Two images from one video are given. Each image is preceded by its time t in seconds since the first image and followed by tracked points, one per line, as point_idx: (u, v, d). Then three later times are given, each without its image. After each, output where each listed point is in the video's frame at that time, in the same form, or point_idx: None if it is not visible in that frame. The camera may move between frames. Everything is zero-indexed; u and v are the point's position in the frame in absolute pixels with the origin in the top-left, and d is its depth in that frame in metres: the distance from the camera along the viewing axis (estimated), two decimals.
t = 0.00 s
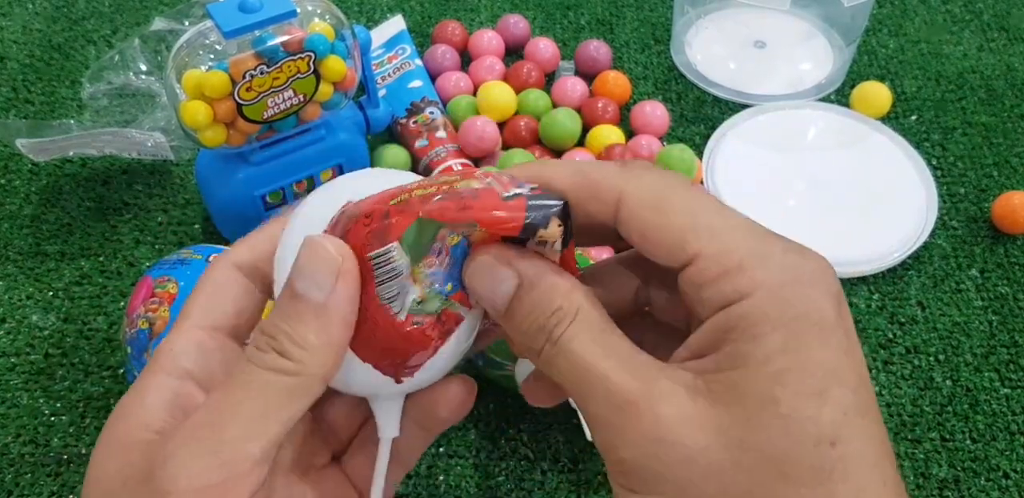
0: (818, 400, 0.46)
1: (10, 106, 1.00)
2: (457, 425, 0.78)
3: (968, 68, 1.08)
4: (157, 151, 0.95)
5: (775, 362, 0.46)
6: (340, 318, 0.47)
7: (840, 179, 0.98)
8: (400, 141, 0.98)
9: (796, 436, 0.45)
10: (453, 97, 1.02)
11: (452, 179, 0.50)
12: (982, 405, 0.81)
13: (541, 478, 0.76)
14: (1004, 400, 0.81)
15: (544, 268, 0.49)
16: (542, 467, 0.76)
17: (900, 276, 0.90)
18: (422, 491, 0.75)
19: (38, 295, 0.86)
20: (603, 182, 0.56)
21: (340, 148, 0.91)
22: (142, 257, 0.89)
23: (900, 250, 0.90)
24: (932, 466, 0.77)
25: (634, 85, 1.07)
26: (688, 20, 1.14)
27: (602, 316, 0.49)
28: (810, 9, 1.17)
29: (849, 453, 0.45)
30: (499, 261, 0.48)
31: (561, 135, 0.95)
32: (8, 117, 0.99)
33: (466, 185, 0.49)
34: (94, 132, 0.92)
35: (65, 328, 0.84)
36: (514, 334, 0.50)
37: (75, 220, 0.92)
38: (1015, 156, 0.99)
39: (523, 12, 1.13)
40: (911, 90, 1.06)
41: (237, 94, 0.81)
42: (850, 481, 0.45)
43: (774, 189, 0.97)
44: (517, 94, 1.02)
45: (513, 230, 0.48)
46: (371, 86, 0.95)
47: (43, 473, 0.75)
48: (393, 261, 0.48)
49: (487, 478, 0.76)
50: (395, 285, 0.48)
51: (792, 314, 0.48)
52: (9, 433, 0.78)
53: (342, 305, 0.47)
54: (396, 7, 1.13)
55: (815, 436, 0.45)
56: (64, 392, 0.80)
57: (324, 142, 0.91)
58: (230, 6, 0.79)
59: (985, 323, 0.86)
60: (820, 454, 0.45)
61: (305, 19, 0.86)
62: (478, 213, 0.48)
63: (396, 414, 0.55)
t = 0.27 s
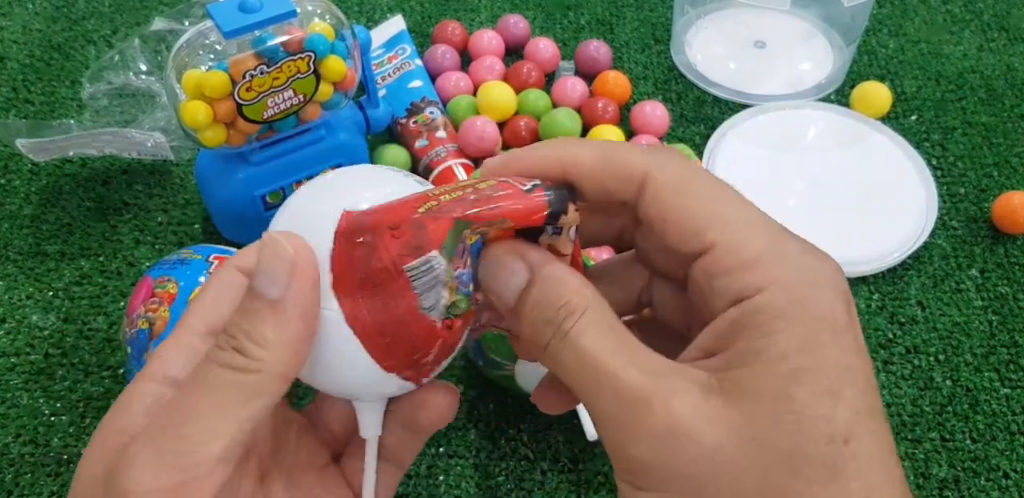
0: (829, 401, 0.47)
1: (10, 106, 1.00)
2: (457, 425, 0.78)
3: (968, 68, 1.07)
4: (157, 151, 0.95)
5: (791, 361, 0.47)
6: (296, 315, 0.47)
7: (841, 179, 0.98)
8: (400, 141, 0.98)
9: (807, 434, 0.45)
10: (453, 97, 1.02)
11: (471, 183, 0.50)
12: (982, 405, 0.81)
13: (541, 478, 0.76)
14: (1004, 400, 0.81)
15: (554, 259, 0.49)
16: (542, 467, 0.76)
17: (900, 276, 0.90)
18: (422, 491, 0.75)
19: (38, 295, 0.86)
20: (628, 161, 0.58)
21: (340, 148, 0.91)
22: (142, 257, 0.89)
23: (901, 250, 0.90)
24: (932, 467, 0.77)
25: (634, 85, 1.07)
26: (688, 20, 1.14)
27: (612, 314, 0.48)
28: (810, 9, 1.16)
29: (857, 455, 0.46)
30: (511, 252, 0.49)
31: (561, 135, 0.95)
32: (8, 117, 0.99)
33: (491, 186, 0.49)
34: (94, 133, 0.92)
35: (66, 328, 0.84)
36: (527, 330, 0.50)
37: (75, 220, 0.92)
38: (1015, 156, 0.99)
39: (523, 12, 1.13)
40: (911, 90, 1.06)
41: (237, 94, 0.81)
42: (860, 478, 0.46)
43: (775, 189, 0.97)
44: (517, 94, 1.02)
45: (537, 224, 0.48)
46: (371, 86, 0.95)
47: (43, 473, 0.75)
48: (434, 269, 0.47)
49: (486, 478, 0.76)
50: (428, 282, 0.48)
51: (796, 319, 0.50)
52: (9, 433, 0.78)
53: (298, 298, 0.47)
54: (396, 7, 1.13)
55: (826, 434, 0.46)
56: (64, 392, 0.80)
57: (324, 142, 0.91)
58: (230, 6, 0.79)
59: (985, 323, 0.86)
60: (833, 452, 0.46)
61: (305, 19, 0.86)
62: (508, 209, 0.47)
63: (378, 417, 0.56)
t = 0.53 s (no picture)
0: (887, 369, 0.45)
1: (10, 106, 1.00)
2: (457, 426, 0.78)
3: (969, 68, 1.07)
4: (158, 151, 0.96)
5: (849, 327, 0.46)
6: (209, 301, 0.49)
7: (841, 179, 0.98)
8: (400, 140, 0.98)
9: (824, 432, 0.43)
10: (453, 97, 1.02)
11: (538, 130, 0.53)
12: (982, 405, 0.81)
13: (541, 478, 0.76)
14: (1004, 400, 0.81)
15: (609, 219, 0.50)
16: (541, 467, 0.76)
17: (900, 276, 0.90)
18: (422, 491, 0.75)
19: (38, 295, 0.86)
20: (695, 124, 0.59)
21: (340, 148, 0.91)
22: (141, 257, 0.89)
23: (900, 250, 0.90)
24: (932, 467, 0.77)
25: (634, 85, 1.07)
26: (688, 20, 1.14)
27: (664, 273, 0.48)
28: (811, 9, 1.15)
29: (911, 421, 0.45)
30: (568, 208, 0.50)
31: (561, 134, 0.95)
32: (8, 116, 0.99)
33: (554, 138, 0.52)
34: (94, 132, 0.94)
35: (65, 328, 0.84)
36: (575, 283, 0.49)
37: (75, 220, 0.92)
38: (1015, 156, 0.99)
39: (523, 12, 1.13)
40: (911, 90, 1.06)
41: (236, 94, 0.81)
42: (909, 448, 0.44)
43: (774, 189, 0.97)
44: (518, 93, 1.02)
45: (600, 178, 0.51)
46: (371, 86, 0.95)
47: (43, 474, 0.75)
48: (495, 210, 0.49)
49: (486, 478, 0.76)
50: (489, 218, 0.49)
51: (854, 298, 0.48)
52: (9, 433, 0.78)
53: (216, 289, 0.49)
54: (396, 7, 1.13)
55: (881, 399, 0.44)
56: (64, 393, 0.80)
57: (324, 142, 0.90)
58: (230, 6, 0.80)
59: (985, 323, 0.86)
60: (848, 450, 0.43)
61: (305, 19, 0.86)
62: (574, 160, 0.50)
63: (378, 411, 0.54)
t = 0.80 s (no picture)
0: (868, 292, 0.47)
1: (12, 106, 1.01)
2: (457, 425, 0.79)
3: (967, 68, 1.08)
4: (160, 151, 0.96)
5: (836, 250, 0.48)
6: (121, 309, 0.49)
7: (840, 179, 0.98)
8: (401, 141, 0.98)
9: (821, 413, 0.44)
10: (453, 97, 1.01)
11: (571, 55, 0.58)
12: (979, 404, 0.81)
13: (541, 477, 0.76)
14: (1001, 399, 0.81)
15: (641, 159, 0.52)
16: (541, 466, 0.77)
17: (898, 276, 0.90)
18: (422, 490, 0.76)
19: (40, 295, 0.87)
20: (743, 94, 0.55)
21: (340, 148, 0.90)
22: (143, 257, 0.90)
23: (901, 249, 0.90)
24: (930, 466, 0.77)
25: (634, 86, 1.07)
26: (688, 21, 1.13)
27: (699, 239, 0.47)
28: (810, 10, 1.15)
29: (889, 342, 0.47)
30: (604, 148, 0.54)
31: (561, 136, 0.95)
32: (11, 117, 0.99)
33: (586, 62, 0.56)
34: (95, 132, 0.95)
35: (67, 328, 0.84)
36: (598, 215, 0.52)
37: (77, 220, 0.92)
38: (1013, 156, 1.00)
39: (523, 13, 1.14)
40: (909, 91, 1.06)
41: (237, 95, 0.81)
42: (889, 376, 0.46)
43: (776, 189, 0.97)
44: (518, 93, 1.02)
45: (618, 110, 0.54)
46: (371, 86, 0.96)
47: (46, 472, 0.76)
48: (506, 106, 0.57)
49: (486, 477, 0.76)
50: (502, 127, 0.58)
51: (846, 227, 0.49)
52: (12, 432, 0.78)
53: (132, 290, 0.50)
54: (397, 8, 1.13)
55: (858, 318, 0.46)
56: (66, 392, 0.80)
57: (324, 142, 0.90)
58: (231, 7, 0.80)
59: (983, 322, 0.87)
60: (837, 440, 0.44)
61: (306, 19, 0.86)
62: (590, 82, 0.55)
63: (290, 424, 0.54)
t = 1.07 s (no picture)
0: (742, 227, 0.49)
1: (12, 106, 1.01)
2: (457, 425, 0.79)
3: (967, 68, 1.08)
4: (160, 151, 0.96)
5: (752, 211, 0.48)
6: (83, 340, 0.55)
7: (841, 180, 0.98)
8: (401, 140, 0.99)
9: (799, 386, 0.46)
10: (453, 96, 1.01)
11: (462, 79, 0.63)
12: (979, 404, 0.81)
13: (541, 477, 0.76)
14: (1001, 399, 0.81)
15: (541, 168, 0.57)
16: (541, 466, 0.77)
17: (899, 276, 0.90)
18: (422, 489, 0.76)
19: (40, 295, 0.87)
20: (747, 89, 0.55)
21: (340, 148, 0.91)
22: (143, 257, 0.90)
23: (900, 250, 0.91)
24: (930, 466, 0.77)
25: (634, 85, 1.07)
26: (687, 21, 1.14)
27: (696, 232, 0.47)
28: (810, 10, 1.15)
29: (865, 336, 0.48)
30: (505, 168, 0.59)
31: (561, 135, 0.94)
32: (11, 116, 1.00)
33: (469, 91, 0.61)
34: (95, 132, 0.95)
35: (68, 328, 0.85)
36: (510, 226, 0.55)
37: (77, 220, 0.92)
38: (1013, 156, 1.00)
39: (523, 13, 1.14)
40: (909, 91, 1.06)
41: (237, 95, 0.81)
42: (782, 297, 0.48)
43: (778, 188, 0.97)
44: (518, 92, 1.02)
45: (503, 127, 0.60)
46: (371, 86, 0.96)
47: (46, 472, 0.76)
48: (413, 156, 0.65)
49: (486, 476, 0.76)
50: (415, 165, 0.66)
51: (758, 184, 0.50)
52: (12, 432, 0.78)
53: (104, 325, 0.54)
54: (397, 8, 1.13)
55: (738, 253, 0.48)
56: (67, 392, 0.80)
57: (324, 142, 0.91)
58: (231, 7, 0.80)
59: (983, 322, 0.87)
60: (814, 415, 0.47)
61: (306, 19, 0.86)
62: (474, 114, 0.60)
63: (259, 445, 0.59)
